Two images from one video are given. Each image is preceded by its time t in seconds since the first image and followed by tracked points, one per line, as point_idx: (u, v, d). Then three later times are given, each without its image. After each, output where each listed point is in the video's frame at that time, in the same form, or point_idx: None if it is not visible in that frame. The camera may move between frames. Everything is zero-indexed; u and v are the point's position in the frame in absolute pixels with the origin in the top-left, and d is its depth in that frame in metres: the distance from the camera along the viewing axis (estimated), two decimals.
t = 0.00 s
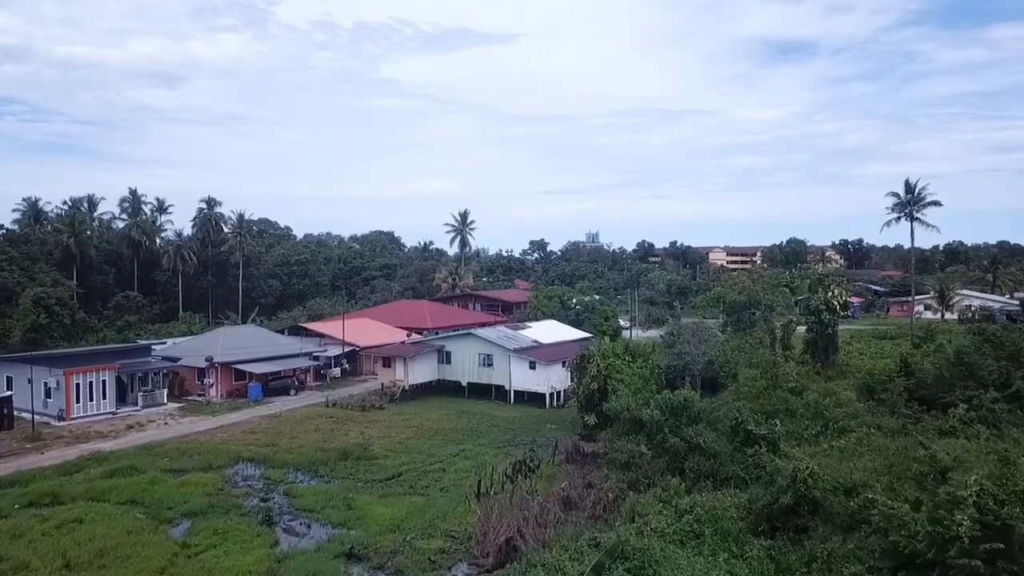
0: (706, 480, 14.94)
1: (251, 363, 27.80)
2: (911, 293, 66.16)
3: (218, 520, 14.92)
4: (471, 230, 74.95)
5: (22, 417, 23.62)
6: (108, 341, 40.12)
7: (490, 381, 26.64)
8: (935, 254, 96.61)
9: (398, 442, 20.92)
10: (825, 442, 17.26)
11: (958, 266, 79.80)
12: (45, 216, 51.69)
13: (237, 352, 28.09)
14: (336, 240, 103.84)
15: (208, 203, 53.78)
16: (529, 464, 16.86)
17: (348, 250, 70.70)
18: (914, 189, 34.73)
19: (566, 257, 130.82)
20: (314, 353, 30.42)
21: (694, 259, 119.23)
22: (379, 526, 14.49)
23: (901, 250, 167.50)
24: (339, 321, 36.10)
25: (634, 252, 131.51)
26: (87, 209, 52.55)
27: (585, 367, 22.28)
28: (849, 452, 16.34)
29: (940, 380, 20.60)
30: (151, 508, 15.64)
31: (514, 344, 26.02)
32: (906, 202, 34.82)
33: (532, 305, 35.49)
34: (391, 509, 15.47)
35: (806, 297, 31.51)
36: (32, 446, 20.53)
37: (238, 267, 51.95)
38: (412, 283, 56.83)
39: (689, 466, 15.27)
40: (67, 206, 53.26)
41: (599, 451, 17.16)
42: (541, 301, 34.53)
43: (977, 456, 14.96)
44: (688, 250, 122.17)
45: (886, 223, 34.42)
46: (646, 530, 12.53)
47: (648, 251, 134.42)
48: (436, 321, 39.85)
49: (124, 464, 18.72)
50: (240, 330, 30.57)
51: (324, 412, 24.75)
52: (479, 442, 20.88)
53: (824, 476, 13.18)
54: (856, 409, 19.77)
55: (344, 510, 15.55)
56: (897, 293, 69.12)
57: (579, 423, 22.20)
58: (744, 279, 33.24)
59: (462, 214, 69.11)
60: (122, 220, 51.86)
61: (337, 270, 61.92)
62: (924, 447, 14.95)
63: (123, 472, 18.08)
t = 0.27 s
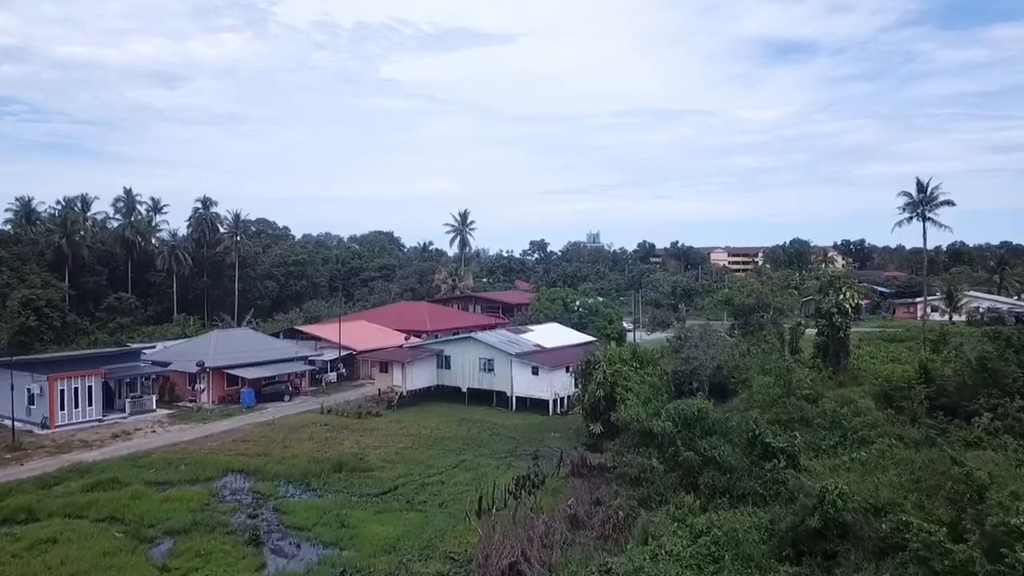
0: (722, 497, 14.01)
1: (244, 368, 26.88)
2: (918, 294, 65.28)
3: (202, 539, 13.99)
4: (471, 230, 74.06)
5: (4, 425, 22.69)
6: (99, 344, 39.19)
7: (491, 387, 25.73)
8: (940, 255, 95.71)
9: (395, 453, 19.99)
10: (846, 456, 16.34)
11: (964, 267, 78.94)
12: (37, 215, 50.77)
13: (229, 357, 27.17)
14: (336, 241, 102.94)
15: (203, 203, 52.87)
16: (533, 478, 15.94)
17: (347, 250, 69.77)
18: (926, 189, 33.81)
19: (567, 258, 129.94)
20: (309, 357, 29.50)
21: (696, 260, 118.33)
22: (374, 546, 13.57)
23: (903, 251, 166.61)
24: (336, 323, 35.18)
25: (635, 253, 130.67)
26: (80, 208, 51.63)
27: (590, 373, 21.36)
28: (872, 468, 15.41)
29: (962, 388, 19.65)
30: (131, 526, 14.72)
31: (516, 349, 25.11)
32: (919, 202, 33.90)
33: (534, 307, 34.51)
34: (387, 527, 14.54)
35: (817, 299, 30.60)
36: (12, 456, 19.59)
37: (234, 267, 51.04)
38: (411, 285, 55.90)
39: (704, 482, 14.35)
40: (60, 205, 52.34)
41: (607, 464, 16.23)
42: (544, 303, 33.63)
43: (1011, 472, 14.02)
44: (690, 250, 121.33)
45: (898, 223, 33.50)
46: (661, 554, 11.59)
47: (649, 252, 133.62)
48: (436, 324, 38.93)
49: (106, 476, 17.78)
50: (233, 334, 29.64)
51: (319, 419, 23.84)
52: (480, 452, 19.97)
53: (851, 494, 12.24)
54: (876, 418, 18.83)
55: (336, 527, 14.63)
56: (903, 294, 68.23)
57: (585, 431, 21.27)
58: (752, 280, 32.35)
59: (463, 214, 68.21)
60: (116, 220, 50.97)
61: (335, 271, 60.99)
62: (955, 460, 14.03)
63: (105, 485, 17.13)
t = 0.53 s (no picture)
0: (741, 520, 13.10)
1: (236, 374, 25.91)
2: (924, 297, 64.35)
3: (183, 564, 13.06)
4: (470, 231, 73.14)
5: None
6: (89, 349, 38.21)
7: (492, 395, 24.77)
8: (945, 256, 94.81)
9: (392, 466, 19.07)
10: (870, 475, 15.39)
11: (970, 268, 78.08)
12: (29, 216, 49.82)
13: (220, 363, 26.20)
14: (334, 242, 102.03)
15: (198, 203, 51.91)
16: (538, 498, 15.02)
17: (345, 251, 68.82)
18: (939, 190, 32.86)
19: (567, 258, 129.04)
20: (304, 363, 28.55)
21: (698, 261, 117.37)
22: (368, 572, 12.64)
23: (906, 252, 165.68)
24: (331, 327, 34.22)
25: (636, 253, 129.91)
26: (73, 209, 50.71)
27: (597, 382, 20.44)
28: (898, 490, 14.49)
29: (988, 398, 18.68)
30: (108, 549, 13.77)
31: (518, 356, 24.16)
32: (931, 203, 32.99)
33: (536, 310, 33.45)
34: (384, 550, 13.62)
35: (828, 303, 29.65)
36: None
37: (230, 269, 50.07)
38: (409, 287, 54.99)
39: (720, 503, 13.45)
40: (52, 205, 51.40)
41: (616, 483, 15.30)
42: (547, 306, 32.70)
43: None
44: (691, 251, 120.46)
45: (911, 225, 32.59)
46: None
47: (650, 252, 132.82)
48: (435, 328, 37.97)
49: (86, 492, 16.81)
50: (225, 339, 28.67)
51: (314, 429, 22.89)
52: (480, 466, 19.06)
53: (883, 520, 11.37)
54: (897, 431, 17.88)
55: (329, 550, 13.70)
56: (909, 296, 67.36)
57: (591, 443, 20.36)
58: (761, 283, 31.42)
59: (462, 214, 67.28)
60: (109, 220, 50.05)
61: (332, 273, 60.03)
62: (989, 480, 13.15)
63: (83, 503, 16.16)
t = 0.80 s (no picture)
0: (763, 551, 12.09)
1: (228, 384, 24.98)
2: (931, 300, 63.42)
3: None
4: (471, 233, 72.23)
5: None
6: (80, 355, 37.26)
7: (494, 407, 23.85)
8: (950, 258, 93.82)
9: (389, 484, 18.13)
10: (897, 499, 14.42)
11: (977, 271, 77.07)
12: (21, 218, 48.92)
13: (212, 372, 25.27)
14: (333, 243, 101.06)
15: (193, 205, 50.98)
16: (542, 524, 14.06)
17: (343, 253, 67.88)
18: (954, 192, 31.97)
19: (568, 260, 128.09)
20: (298, 372, 27.61)
21: (700, 263, 116.51)
22: None
23: (909, 254, 164.81)
24: (328, 333, 33.29)
25: (637, 255, 129.03)
26: (66, 210, 49.81)
27: (603, 395, 19.48)
28: (929, 517, 13.52)
29: (1015, 415, 17.74)
30: None
31: (520, 366, 23.24)
32: (945, 206, 32.11)
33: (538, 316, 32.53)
34: None
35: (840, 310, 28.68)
36: None
37: (226, 272, 49.13)
38: (409, 290, 54.10)
39: (740, 533, 12.43)
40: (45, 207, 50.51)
41: (627, 508, 14.32)
42: (549, 311, 31.77)
43: None
44: (692, 253, 119.58)
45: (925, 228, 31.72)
46: None
47: (652, 254, 131.88)
48: (434, 333, 37.05)
49: (64, 514, 15.87)
50: (217, 347, 27.76)
51: (307, 443, 21.96)
52: (481, 484, 18.14)
53: (920, 557, 10.45)
54: (921, 450, 16.93)
55: None
56: (915, 299, 66.45)
57: (598, 459, 19.40)
58: (770, 289, 30.43)
59: (462, 216, 66.38)
60: (102, 223, 49.14)
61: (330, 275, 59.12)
62: None
63: (60, 526, 15.21)
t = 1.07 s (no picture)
0: None
1: (219, 398, 24.00)
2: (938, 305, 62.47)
3: None
4: (471, 235, 71.26)
5: None
6: (69, 363, 36.28)
7: (496, 421, 22.88)
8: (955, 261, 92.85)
9: (385, 507, 17.16)
10: (929, 530, 13.45)
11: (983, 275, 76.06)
12: (12, 221, 47.96)
13: (202, 385, 24.29)
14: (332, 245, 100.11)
15: (188, 208, 49.99)
16: (550, 557, 13.07)
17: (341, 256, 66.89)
18: (970, 196, 30.99)
19: (569, 262, 127.20)
20: (293, 383, 26.63)
21: (701, 266, 115.46)
22: None
23: (912, 256, 163.83)
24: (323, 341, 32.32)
25: (638, 257, 128.10)
26: (58, 213, 48.85)
27: (611, 413, 18.51)
28: (967, 552, 12.54)
29: None
30: None
31: (523, 379, 22.26)
32: (961, 211, 31.12)
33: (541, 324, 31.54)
34: None
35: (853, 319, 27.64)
36: None
37: (221, 277, 48.14)
38: (408, 295, 53.16)
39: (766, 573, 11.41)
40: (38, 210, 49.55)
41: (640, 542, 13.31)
42: (551, 319, 30.69)
43: None
44: (694, 256, 118.67)
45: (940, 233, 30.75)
46: None
47: (653, 255, 130.96)
48: (434, 340, 36.04)
49: (39, 542, 14.89)
50: (208, 357, 26.77)
51: (300, 461, 20.99)
52: (483, 508, 17.17)
53: None
54: (949, 473, 15.96)
55: None
56: (922, 304, 65.48)
57: (606, 480, 18.45)
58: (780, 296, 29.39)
59: (462, 219, 65.42)
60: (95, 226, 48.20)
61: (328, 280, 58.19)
62: None
63: (33, 557, 14.22)
